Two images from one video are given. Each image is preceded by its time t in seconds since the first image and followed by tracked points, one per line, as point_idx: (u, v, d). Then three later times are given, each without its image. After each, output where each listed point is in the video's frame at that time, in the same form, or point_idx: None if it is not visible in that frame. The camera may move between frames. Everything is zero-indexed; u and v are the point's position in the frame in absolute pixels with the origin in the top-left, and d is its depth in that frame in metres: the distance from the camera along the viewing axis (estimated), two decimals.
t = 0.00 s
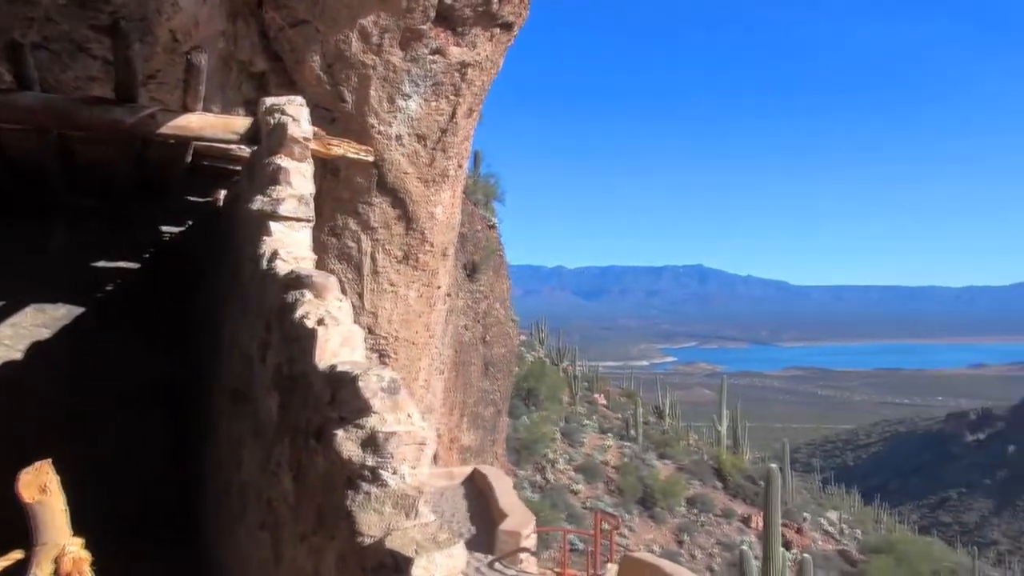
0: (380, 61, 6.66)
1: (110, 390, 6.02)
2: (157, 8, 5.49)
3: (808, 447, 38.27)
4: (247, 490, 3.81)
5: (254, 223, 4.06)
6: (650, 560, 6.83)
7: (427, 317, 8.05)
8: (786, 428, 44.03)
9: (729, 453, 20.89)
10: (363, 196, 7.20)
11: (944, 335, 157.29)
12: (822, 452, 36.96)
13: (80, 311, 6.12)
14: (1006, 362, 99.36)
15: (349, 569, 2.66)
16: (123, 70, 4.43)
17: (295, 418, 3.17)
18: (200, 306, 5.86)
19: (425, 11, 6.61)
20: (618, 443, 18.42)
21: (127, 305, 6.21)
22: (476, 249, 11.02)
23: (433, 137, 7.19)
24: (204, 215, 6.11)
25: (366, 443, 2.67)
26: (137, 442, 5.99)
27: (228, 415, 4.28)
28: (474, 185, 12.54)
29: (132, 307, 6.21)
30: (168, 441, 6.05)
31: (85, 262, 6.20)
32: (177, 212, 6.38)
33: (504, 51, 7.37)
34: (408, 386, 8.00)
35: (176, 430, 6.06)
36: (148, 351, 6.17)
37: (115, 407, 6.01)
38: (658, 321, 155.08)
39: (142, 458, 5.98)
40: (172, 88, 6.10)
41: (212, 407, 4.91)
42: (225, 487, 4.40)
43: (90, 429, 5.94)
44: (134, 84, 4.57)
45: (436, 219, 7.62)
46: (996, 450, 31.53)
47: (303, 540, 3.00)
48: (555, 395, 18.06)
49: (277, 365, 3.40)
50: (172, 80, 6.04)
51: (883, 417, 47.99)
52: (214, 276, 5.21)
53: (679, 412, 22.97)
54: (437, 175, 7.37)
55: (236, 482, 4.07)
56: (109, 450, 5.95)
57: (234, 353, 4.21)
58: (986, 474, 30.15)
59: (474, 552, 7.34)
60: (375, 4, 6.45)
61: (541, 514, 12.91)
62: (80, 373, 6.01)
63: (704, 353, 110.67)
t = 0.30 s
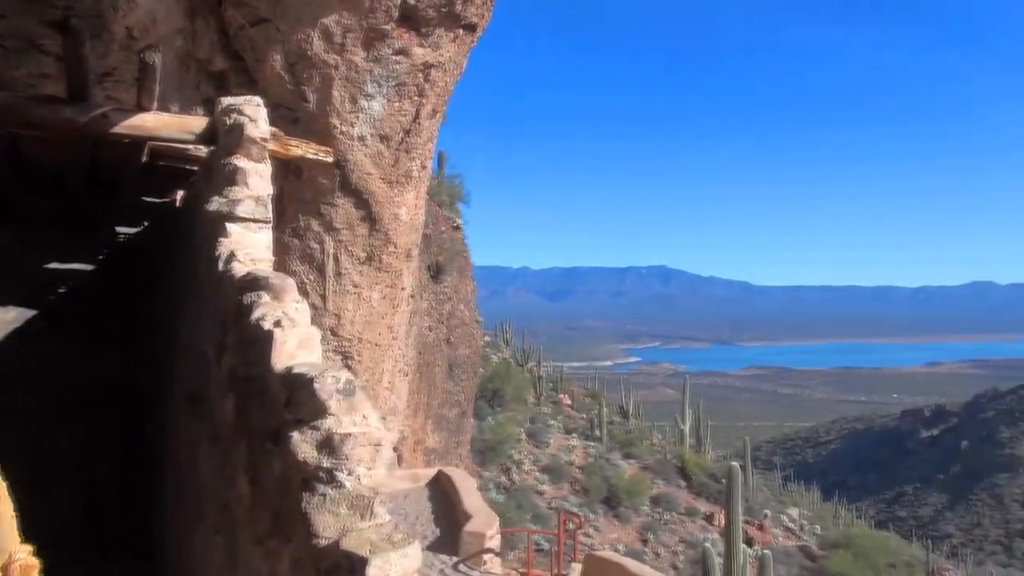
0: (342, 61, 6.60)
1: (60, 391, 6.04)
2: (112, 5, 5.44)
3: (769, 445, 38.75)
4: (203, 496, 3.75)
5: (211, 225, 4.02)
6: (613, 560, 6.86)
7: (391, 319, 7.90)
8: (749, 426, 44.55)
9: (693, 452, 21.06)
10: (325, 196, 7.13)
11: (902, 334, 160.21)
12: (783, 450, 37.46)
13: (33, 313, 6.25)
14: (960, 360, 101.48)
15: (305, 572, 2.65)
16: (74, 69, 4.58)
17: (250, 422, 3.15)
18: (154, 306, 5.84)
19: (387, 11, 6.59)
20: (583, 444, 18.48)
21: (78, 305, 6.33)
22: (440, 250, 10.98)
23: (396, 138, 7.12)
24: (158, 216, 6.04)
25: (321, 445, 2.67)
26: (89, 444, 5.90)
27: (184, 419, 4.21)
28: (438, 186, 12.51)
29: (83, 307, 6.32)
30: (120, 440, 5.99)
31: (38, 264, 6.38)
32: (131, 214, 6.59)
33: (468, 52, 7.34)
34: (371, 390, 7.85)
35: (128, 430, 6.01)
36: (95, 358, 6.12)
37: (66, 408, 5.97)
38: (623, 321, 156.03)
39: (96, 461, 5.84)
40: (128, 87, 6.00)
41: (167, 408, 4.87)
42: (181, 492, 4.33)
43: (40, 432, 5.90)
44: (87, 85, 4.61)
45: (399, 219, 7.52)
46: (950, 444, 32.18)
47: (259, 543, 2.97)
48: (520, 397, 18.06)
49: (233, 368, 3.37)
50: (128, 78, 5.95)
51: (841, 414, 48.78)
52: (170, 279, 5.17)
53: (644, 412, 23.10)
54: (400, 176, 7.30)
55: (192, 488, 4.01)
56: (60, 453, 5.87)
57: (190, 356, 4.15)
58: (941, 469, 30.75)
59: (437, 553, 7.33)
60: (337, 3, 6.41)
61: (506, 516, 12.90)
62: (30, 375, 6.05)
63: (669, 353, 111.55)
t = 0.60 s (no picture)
0: (304, 62, 6.56)
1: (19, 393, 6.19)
2: (68, 3, 5.35)
3: (731, 446, 39.16)
4: (163, 507, 3.69)
5: (169, 227, 3.98)
6: (579, 561, 6.88)
7: (355, 323, 7.74)
8: (711, 428, 44.97)
9: (656, 453, 21.20)
10: (287, 199, 7.03)
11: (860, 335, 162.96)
12: (745, 451, 37.89)
13: None
14: (916, 360, 103.50)
15: None
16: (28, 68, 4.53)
17: (210, 426, 3.11)
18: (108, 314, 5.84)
19: (350, 12, 6.56)
20: (548, 446, 18.51)
21: (32, 308, 6.53)
22: (404, 253, 10.92)
23: (360, 141, 7.05)
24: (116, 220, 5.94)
25: (283, 449, 2.66)
26: (48, 444, 6.04)
27: (143, 428, 4.16)
28: (402, 189, 12.45)
29: (37, 309, 6.53)
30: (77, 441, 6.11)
31: None
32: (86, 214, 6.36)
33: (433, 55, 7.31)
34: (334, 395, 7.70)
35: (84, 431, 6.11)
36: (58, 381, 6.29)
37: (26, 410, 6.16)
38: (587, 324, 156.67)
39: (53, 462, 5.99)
40: (83, 87, 5.88)
41: (125, 413, 4.81)
42: (139, 497, 4.28)
43: None
44: (41, 84, 4.57)
45: (363, 223, 7.42)
46: (906, 443, 32.79)
47: (219, 548, 2.95)
48: (485, 400, 18.02)
49: (193, 373, 3.32)
50: (84, 78, 5.84)
51: (801, 415, 49.45)
52: (128, 282, 5.09)
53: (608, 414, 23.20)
54: (363, 179, 7.22)
55: (150, 493, 3.97)
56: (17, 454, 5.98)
57: (149, 361, 4.09)
58: (897, 467, 31.30)
59: (402, 558, 7.26)
60: (298, 4, 6.37)
61: (471, 519, 12.86)
62: None
63: (633, 355, 112.22)
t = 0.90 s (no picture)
0: (265, 66, 6.48)
1: None
2: (20, 4, 5.23)
3: (693, 450, 39.53)
4: (121, 519, 3.62)
5: (126, 232, 3.93)
6: (543, 566, 6.88)
7: (317, 329, 7.64)
8: (673, 432, 45.33)
9: (619, 457, 21.31)
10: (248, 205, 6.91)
11: (818, 339, 165.51)
12: (707, 454, 38.29)
13: None
14: (870, 363, 105.73)
15: None
16: None
17: (168, 435, 3.10)
18: (65, 329, 5.64)
19: (312, 17, 6.47)
20: (512, 452, 18.50)
21: None
22: (367, 259, 10.83)
23: (322, 146, 6.98)
24: (70, 225, 5.89)
25: (246, 455, 2.76)
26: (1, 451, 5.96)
27: (98, 436, 4.09)
28: (364, 195, 12.38)
29: None
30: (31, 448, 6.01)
31: None
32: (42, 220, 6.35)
33: (394, 60, 7.29)
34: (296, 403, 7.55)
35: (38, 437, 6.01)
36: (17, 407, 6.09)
37: None
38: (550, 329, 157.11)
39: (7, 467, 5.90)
40: (37, 88, 5.72)
41: (80, 422, 4.72)
42: (94, 509, 4.21)
43: None
44: None
45: (325, 229, 7.34)
46: (862, 444, 33.35)
47: (178, 558, 2.95)
48: (449, 406, 17.92)
49: (151, 382, 3.29)
50: (37, 81, 5.69)
51: (762, 418, 50.05)
52: (82, 288, 5.01)
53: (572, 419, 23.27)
54: (326, 185, 7.15)
55: (106, 503, 3.91)
56: None
57: (105, 369, 4.03)
58: (854, 468, 31.81)
59: (365, 567, 7.18)
60: (260, 7, 6.27)
61: (435, 526, 12.80)
62: None
63: (596, 360, 112.73)
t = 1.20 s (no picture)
0: (239, 71, 6.39)
1: None
2: None
3: (668, 456, 39.73)
4: (92, 530, 3.63)
5: (99, 238, 3.89)
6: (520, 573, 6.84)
7: (292, 337, 7.53)
8: (649, 438, 45.52)
9: (595, 464, 21.36)
10: (220, 211, 6.83)
11: (791, 344, 166.94)
12: (682, 460, 38.53)
13: None
14: (842, 369, 106.93)
15: None
16: None
17: (145, 444, 3.16)
18: (35, 335, 5.59)
19: (286, 23, 6.39)
20: (488, 459, 18.47)
21: None
22: (342, 266, 10.77)
23: (296, 152, 6.92)
24: (41, 232, 5.86)
25: (223, 464, 2.84)
26: None
27: (70, 444, 4.09)
28: (340, 201, 12.34)
29: None
30: None
31: None
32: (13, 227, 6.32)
33: (369, 66, 7.25)
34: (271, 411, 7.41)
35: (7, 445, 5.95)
36: None
37: None
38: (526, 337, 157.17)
39: None
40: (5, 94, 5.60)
41: (50, 429, 4.69)
42: (65, 516, 4.20)
43: None
44: None
45: (299, 235, 7.29)
46: (835, 449, 33.66)
47: (155, 567, 3.04)
48: (425, 414, 17.82)
49: (126, 390, 3.33)
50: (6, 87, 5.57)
51: (737, 424, 50.38)
52: (53, 295, 4.99)
53: (548, 425, 23.30)
54: (300, 191, 7.10)
55: (77, 511, 3.91)
56: None
57: (76, 377, 4.03)
58: (827, 472, 32.09)
59: None
60: (233, 12, 6.20)
61: (412, 535, 12.74)
62: None
63: (572, 367, 112.98)
